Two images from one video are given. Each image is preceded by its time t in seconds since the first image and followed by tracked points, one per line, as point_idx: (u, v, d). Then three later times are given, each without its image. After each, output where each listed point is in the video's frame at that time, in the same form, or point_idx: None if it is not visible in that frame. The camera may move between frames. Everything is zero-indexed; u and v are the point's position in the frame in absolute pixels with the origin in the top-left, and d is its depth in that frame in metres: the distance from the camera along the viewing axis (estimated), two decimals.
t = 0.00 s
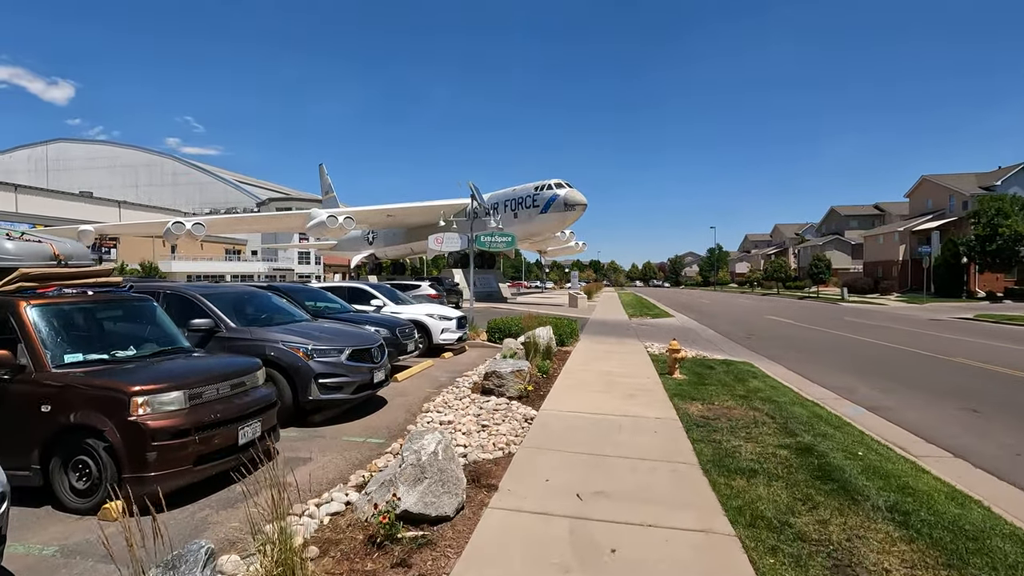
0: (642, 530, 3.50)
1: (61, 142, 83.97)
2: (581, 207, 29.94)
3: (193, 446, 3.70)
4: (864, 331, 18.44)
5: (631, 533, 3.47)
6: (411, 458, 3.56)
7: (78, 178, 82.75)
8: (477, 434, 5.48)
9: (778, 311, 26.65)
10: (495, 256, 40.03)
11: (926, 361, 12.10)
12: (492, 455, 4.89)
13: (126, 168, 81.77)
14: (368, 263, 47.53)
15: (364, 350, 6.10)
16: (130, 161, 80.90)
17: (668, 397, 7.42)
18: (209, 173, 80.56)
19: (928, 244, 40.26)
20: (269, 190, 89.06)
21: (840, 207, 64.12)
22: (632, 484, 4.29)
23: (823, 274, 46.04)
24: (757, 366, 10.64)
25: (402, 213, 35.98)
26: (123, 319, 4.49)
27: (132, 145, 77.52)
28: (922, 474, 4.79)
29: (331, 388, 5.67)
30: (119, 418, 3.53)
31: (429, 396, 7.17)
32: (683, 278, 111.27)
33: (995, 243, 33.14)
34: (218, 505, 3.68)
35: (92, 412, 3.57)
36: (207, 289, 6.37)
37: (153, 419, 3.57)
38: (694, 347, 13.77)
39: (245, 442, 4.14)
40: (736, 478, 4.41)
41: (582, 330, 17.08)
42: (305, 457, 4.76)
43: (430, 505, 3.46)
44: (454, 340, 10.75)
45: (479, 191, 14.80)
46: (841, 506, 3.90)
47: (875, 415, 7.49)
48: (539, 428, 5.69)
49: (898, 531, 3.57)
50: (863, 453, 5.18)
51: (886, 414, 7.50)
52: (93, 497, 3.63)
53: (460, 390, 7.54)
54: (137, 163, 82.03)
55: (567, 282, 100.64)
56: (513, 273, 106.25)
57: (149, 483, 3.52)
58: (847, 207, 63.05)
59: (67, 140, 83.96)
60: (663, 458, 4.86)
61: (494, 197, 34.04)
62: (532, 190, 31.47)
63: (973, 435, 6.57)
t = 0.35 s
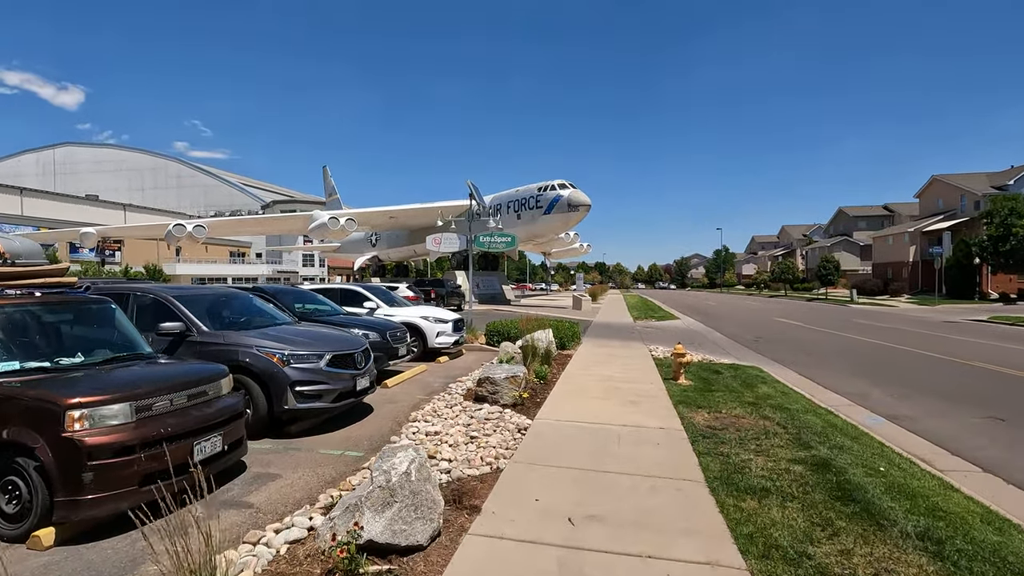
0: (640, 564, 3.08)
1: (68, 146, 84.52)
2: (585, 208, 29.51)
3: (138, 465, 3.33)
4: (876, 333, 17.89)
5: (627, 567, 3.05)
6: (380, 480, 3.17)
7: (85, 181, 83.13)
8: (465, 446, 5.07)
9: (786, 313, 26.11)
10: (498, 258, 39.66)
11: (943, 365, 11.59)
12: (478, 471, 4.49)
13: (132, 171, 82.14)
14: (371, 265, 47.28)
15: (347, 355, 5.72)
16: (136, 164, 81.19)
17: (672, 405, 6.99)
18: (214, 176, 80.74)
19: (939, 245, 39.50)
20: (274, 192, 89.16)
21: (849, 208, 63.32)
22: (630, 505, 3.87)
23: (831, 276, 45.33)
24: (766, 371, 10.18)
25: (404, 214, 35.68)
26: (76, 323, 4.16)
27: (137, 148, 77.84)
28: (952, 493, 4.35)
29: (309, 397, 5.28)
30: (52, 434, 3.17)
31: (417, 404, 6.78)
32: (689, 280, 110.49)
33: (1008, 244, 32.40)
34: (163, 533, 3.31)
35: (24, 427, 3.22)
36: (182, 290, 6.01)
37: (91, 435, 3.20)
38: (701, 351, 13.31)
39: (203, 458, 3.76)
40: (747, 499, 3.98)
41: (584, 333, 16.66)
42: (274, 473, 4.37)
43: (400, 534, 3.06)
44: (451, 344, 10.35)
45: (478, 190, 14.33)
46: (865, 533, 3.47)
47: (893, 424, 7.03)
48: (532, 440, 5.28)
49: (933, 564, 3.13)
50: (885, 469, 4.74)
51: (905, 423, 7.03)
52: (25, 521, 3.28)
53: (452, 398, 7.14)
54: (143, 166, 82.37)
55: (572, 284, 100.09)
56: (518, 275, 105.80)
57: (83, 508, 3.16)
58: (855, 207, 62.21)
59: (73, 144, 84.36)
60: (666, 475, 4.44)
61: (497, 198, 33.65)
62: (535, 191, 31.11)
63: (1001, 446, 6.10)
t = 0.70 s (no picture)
0: None
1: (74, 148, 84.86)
2: (588, 210, 29.06)
3: (64, 491, 2.93)
4: (886, 339, 17.36)
5: None
6: (336, 512, 2.75)
7: (90, 183, 83.29)
8: (448, 463, 4.65)
9: (794, 317, 25.55)
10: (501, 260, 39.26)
11: (961, 373, 11.06)
12: (459, 492, 4.06)
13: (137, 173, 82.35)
14: (373, 267, 46.96)
15: (324, 362, 5.32)
16: (141, 166, 81.29)
17: (676, 416, 6.55)
18: (218, 177, 80.79)
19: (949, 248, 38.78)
20: (278, 194, 89.13)
21: (856, 211, 62.59)
22: (627, 536, 3.43)
23: (839, 280, 44.68)
24: (775, 379, 9.71)
25: (405, 216, 35.34)
26: (19, 325, 3.79)
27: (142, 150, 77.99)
28: (986, 521, 3.90)
29: (281, 408, 4.88)
30: None
31: (404, 413, 6.38)
32: (694, 283, 109.80)
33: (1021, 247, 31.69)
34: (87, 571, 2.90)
35: None
36: (150, 292, 5.60)
37: (7, 457, 2.80)
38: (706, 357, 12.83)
39: (147, 480, 3.35)
40: (759, 529, 3.54)
41: (586, 337, 16.23)
42: (234, 494, 3.95)
43: None
44: (445, 349, 9.93)
45: (477, 190, 13.90)
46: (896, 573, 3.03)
47: (912, 438, 6.57)
48: (522, 456, 4.85)
49: None
50: (910, 493, 4.29)
51: (926, 437, 6.56)
52: None
53: (441, 406, 6.72)
54: (148, 168, 82.52)
55: (576, 287, 99.50)
56: (522, 277, 105.35)
57: None
58: (863, 210, 61.47)
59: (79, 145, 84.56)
60: (667, 499, 3.99)
61: (499, 200, 33.25)
62: (537, 193, 30.72)
63: None
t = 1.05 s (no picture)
0: None
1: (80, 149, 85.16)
2: (592, 211, 28.62)
3: None
4: (899, 344, 16.84)
5: None
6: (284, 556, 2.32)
7: (95, 184, 83.44)
8: (431, 484, 4.22)
9: (802, 321, 25.04)
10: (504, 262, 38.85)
11: (980, 380, 10.58)
12: (440, 520, 3.64)
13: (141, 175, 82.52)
14: (376, 269, 46.67)
15: (301, 370, 4.92)
16: (145, 168, 81.38)
17: (681, 429, 6.11)
18: (222, 179, 80.81)
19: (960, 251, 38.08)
20: (281, 196, 89.09)
21: (864, 214, 61.89)
22: None
23: (847, 282, 44.01)
24: (786, 387, 9.25)
25: (407, 217, 35.02)
26: None
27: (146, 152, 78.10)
28: None
29: (252, 422, 4.48)
30: None
31: (391, 425, 5.97)
32: (700, 286, 109.07)
33: None
34: None
35: None
36: (116, 296, 5.21)
37: None
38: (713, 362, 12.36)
39: (79, 512, 2.94)
40: (778, 567, 3.11)
41: (589, 341, 15.79)
42: (190, 521, 3.55)
43: None
44: (440, 354, 9.53)
45: (476, 189, 13.46)
46: None
47: (936, 454, 6.11)
48: (514, 476, 4.43)
49: None
50: (945, 522, 3.85)
51: (952, 454, 6.09)
52: None
53: (430, 417, 6.30)
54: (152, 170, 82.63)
55: (580, 289, 99.07)
56: (525, 279, 104.96)
57: None
58: (870, 212, 60.76)
59: (84, 147, 84.72)
60: (674, 530, 3.55)
61: (502, 201, 32.87)
62: (540, 194, 30.35)
63: None
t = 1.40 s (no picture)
0: None
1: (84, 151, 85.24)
2: (595, 211, 28.14)
3: None
4: (912, 346, 16.31)
5: None
6: None
7: (99, 185, 83.49)
8: (410, 506, 3.80)
9: (811, 323, 24.51)
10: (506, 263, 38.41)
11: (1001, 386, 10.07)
12: (415, 550, 3.22)
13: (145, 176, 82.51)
14: (378, 270, 46.33)
15: (272, 378, 4.51)
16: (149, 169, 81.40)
17: (688, 439, 5.67)
18: (225, 180, 80.72)
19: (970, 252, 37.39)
20: (285, 197, 88.96)
21: (871, 214, 61.16)
22: None
23: (855, 283, 43.35)
24: (798, 393, 8.78)
25: (408, 218, 34.63)
26: None
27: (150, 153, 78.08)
28: None
29: (215, 434, 4.08)
30: None
31: (375, 435, 5.56)
32: (704, 287, 108.31)
33: None
34: None
35: None
36: (74, 296, 4.80)
37: None
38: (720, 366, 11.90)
39: None
40: None
41: (591, 343, 15.32)
42: (130, 550, 3.13)
43: None
44: (434, 357, 9.12)
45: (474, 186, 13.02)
46: None
47: (964, 467, 5.64)
48: (502, 496, 4.00)
49: None
50: (988, 551, 3.40)
51: (982, 467, 5.62)
52: None
53: (416, 427, 5.87)
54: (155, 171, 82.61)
55: (584, 290, 98.48)
56: (529, 280, 104.51)
57: None
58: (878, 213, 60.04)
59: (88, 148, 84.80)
60: (681, 562, 3.12)
61: (504, 201, 32.44)
62: (542, 194, 29.93)
63: None
